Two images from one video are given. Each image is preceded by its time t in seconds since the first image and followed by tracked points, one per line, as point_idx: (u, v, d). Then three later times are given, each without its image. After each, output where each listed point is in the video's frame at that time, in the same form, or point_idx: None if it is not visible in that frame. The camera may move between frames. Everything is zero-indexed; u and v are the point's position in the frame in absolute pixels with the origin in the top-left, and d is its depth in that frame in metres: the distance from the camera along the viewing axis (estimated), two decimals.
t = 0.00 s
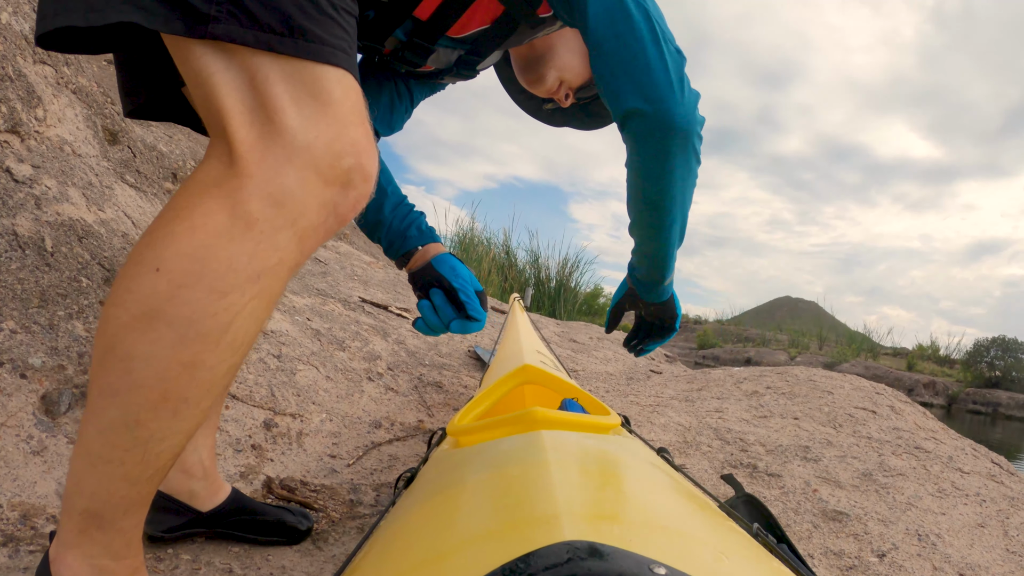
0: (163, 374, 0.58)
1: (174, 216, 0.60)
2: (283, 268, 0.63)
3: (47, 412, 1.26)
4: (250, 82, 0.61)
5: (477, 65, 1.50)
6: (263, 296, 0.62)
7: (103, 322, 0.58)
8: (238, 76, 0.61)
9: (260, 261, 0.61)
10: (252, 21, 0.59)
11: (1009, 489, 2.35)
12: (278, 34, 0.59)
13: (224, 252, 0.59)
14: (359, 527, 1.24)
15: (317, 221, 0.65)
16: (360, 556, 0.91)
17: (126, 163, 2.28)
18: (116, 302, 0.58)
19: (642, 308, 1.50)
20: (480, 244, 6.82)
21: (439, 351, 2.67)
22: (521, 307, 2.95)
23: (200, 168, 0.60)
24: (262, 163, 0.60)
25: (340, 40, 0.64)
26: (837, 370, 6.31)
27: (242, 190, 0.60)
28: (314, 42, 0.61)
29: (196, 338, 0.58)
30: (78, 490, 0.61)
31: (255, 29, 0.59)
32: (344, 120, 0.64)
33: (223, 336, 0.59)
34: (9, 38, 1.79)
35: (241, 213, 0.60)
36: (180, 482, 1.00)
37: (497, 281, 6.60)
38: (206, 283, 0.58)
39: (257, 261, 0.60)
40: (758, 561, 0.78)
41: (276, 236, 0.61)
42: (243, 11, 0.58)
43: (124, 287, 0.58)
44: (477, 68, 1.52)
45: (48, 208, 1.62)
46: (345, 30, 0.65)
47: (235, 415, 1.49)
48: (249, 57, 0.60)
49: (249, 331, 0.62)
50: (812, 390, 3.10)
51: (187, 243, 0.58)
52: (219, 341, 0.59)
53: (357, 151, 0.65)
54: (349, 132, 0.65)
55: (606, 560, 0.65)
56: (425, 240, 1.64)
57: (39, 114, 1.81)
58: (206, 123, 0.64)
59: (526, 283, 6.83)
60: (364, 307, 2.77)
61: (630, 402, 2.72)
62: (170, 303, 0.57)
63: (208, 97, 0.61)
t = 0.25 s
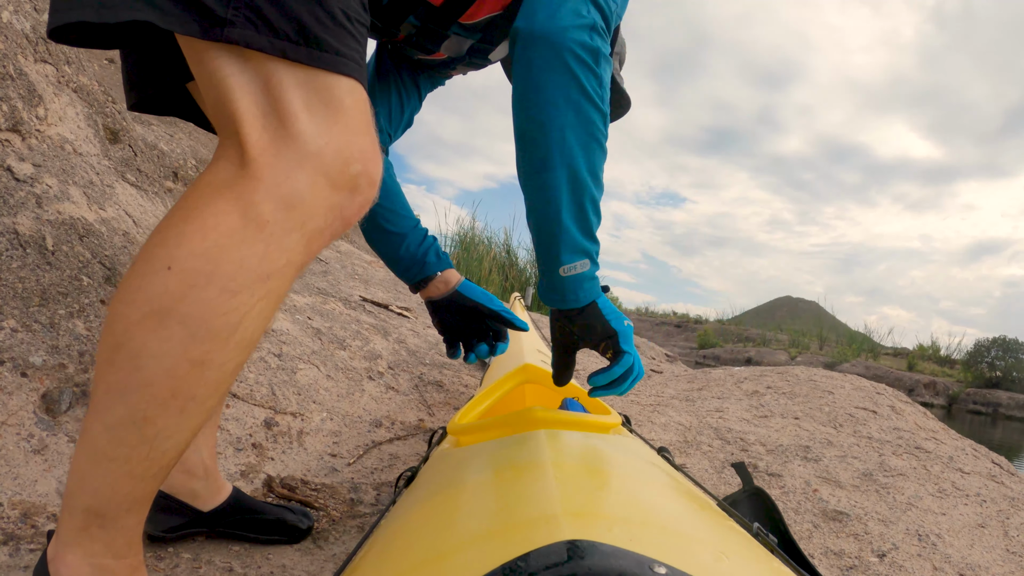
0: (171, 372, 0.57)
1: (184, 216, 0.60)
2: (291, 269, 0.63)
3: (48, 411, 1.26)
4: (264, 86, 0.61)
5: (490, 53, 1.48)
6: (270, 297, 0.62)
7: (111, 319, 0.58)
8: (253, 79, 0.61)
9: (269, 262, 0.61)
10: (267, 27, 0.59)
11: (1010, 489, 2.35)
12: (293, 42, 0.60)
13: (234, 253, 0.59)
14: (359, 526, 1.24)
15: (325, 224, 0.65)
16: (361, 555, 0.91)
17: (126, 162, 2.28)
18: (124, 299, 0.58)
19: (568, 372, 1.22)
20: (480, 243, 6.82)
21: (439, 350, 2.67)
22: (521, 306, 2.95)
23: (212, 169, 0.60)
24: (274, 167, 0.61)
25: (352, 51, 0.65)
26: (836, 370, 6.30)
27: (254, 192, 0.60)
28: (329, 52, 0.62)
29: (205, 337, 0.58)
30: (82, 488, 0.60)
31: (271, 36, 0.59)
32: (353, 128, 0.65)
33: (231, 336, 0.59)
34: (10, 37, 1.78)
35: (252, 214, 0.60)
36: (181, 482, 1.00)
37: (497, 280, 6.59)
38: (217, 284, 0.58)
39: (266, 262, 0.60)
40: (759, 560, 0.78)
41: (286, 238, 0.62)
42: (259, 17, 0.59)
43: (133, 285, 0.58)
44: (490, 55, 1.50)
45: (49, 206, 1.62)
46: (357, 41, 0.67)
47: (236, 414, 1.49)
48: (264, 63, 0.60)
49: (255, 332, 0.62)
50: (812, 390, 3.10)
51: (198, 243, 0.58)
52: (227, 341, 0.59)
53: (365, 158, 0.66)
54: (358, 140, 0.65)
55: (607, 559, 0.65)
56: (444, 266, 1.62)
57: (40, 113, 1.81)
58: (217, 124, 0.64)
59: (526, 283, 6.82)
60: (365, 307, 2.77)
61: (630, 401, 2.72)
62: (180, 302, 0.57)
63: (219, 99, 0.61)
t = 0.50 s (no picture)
0: (171, 368, 0.58)
1: (183, 212, 0.60)
2: (291, 264, 0.63)
3: (49, 410, 1.26)
4: (260, 81, 0.61)
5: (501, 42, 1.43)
6: (270, 292, 0.62)
7: (111, 316, 0.58)
8: (249, 74, 0.61)
9: (268, 257, 0.61)
10: (263, 22, 0.59)
11: (1011, 488, 2.35)
12: (289, 36, 0.60)
13: (233, 247, 0.59)
14: (361, 525, 1.24)
15: (325, 218, 0.65)
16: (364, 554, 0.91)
17: (128, 161, 2.29)
18: (124, 296, 0.58)
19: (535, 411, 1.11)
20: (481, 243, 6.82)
21: (441, 350, 2.67)
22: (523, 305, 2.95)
23: (210, 165, 0.60)
24: (272, 161, 0.60)
25: (350, 42, 0.65)
26: (837, 369, 6.30)
27: (252, 186, 0.60)
28: (324, 43, 0.62)
29: (205, 333, 0.58)
30: (84, 485, 0.60)
31: (266, 30, 0.59)
32: (351, 120, 0.65)
33: (230, 331, 0.59)
34: (12, 36, 1.79)
35: (250, 209, 0.60)
36: (183, 480, 1.00)
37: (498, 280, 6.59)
38: (215, 278, 0.58)
39: (265, 257, 0.60)
40: (761, 559, 0.78)
41: (284, 233, 0.61)
42: (254, 12, 0.58)
43: (133, 282, 0.58)
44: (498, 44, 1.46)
45: (51, 205, 1.62)
46: (354, 32, 0.66)
47: (238, 413, 1.49)
48: (260, 57, 0.60)
49: (255, 327, 0.62)
50: (813, 390, 3.10)
51: (196, 238, 0.58)
52: (227, 337, 0.59)
53: (363, 151, 0.66)
54: (356, 132, 0.65)
55: (609, 558, 0.65)
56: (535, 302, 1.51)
57: (41, 112, 1.81)
58: (216, 121, 0.64)
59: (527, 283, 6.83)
60: (366, 306, 2.77)
61: (632, 401, 2.72)
62: (179, 297, 0.57)
63: (217, 95, 0.61)
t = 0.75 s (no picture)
0: (163, 366, 0.58)
1: (173, 211, 0.60)
2: (283, 261, 0.63)
3: (50, 410, 1.26)
4: (245, 79, 0.61)
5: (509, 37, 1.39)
6: (263, 289, 0.62)
7: (105, 315, 0.58)
8: (233, 73, 0.61)
9: (259, 253, 0.61)
10: (244, 22, 0.59)
11: (1012, 487, 2.35)
12: (270, 34, 0.59)
13: (222, 244, 0.59)
14: (362, 525, 1.24)
15: (316, 214, 0.65)
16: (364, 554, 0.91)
17: (128, 161, 2.29)
18: (117, 295, 0.58)
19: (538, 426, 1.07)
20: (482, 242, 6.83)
21: (441, 349, 2.67)
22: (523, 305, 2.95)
23: (199, 163, 0.60)
24: (259, 157, 0.61)
25: (333, 36, 0.64)
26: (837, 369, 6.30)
27: (240, 183, 0.60)
28: (306, 38, 0.61)
29: (196, 331, 0.58)
30: (81, 485, 0.61)
31: (248, 29, 0.59)
32: (339, 114, 0.64)
33: (222, 329, 0.59)
34: (12, 36, 1.79)
35: (239, 205, 0.60)
36: (183, 480, 1.00)
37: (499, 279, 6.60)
38: (206, 275, 0.58)
39: (255, 253, 0.60)
40: (760, 557, 0.78)
41: (275, 229, 0.61)
42: (236, 13, 0.58)
43: (125, 281, 0.58)
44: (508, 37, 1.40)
45: (52, 205, 1.62)
46: (338, 27, 0.65)
47: (238, 413, 1.49)
48: (244, 56, 0.60)
49: (248, 325, 0.62)
50: (814, 389, 3.10)
51: (186, 235, 0.58)
52: (219, 334, 0.59)
53: (353, 145, 0.65)
54: (344, 126, 0.65)
55: (609, 558, 0.65)
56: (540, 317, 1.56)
57: (41, 112, 1.81)
58: (205, 121, 0.64)
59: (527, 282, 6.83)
60: (366, 305, 2.77)
61: (632, 400, 2.72)
62: (170, 295, 0.57)
63: (205, 96, 0.62)
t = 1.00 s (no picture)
0: (161, 366, 0.58)
1: (171, 210, 0.60)
2: (281, 259, 0.63)
3: (53, 410, 1.25)
4: (239, 77, 0.61)
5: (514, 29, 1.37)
6: (261, 287, 0.62)
7: (103, 316, 0.58)
8: (227, 71, 0.60)
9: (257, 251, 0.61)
10: (237, 19, 0.58)
11: (1013, 485, 2.35)
12: (263, 30, 0.59)
13: (220, 242, 0.59)
14: (366, 524, 1.24)
15: (314, 211, 0.65)
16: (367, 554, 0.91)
17: (129, 161, 2.29)
18: (114, 295, 0.58)
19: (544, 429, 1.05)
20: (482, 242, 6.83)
21: (443, 349, 2.67)
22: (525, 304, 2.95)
23: (196, 162, 0.60)
24: (256, 155, 0.60)
25: (327, 30, 0.63)
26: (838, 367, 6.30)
27: (237, 181, 0.60)
28: (299, 33, 0.61)
29: (194, 330, 0.58)
30: (81, 486, 0.61)
31: (240, 26, 0.58)
32: (335, 109, 0.64)
33: (221, 328, 0.59)
34: (13, 36, 1.78)
35: (236, 203, 0.60)
36: (184, 480, 1.00)
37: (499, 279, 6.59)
38: (203, 274, 0.58)
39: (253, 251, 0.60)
40: (764, 554, 0.77)
41: (272, 227, 0.61)
42: (229, 11, 0.58)
43: (122, 281, 0.58)
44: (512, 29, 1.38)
45: (53, 206, 1.62)
46: (333, 20, 0.65)
47: (241, 412, 1.49)
48: (237, 53, 0.60)
49: (247, 324, 0.62)
50: (815, 387, 3.10)
51: (183, 234, 0.58)
52: (217, 333, 0.59)
53: (350, 140, 0.65)
54: (340, 122, 0.64)
55: (614, 557, 0.64)
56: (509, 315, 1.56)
57: (42, 112, 1.81)
58: (201, 120, 0.64)
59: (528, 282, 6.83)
60: (368, 305, 2.77)
61: (634, 399, 2.72)
62: (167, 295, 0.57)
63: (200, 95, 0.62)
